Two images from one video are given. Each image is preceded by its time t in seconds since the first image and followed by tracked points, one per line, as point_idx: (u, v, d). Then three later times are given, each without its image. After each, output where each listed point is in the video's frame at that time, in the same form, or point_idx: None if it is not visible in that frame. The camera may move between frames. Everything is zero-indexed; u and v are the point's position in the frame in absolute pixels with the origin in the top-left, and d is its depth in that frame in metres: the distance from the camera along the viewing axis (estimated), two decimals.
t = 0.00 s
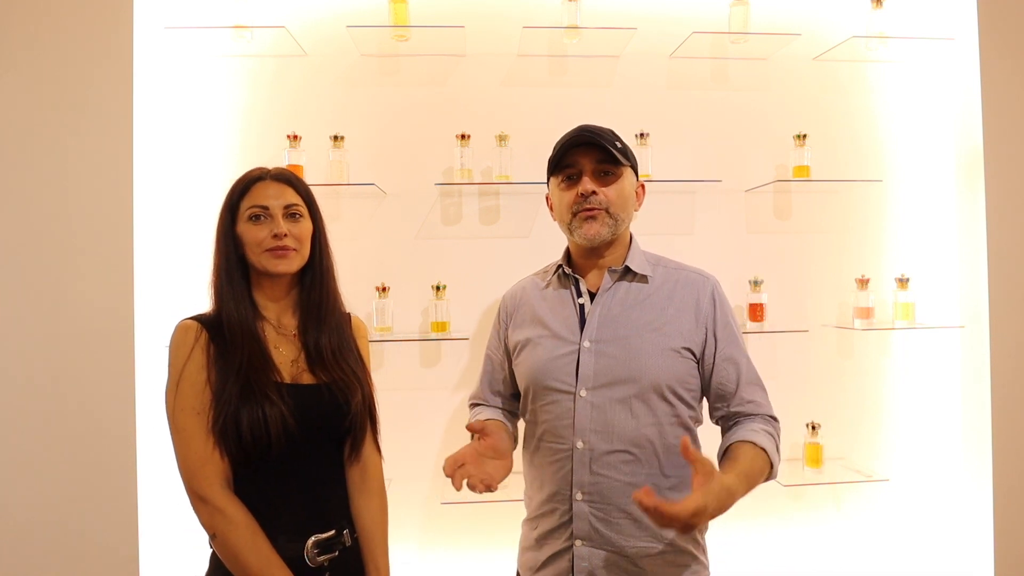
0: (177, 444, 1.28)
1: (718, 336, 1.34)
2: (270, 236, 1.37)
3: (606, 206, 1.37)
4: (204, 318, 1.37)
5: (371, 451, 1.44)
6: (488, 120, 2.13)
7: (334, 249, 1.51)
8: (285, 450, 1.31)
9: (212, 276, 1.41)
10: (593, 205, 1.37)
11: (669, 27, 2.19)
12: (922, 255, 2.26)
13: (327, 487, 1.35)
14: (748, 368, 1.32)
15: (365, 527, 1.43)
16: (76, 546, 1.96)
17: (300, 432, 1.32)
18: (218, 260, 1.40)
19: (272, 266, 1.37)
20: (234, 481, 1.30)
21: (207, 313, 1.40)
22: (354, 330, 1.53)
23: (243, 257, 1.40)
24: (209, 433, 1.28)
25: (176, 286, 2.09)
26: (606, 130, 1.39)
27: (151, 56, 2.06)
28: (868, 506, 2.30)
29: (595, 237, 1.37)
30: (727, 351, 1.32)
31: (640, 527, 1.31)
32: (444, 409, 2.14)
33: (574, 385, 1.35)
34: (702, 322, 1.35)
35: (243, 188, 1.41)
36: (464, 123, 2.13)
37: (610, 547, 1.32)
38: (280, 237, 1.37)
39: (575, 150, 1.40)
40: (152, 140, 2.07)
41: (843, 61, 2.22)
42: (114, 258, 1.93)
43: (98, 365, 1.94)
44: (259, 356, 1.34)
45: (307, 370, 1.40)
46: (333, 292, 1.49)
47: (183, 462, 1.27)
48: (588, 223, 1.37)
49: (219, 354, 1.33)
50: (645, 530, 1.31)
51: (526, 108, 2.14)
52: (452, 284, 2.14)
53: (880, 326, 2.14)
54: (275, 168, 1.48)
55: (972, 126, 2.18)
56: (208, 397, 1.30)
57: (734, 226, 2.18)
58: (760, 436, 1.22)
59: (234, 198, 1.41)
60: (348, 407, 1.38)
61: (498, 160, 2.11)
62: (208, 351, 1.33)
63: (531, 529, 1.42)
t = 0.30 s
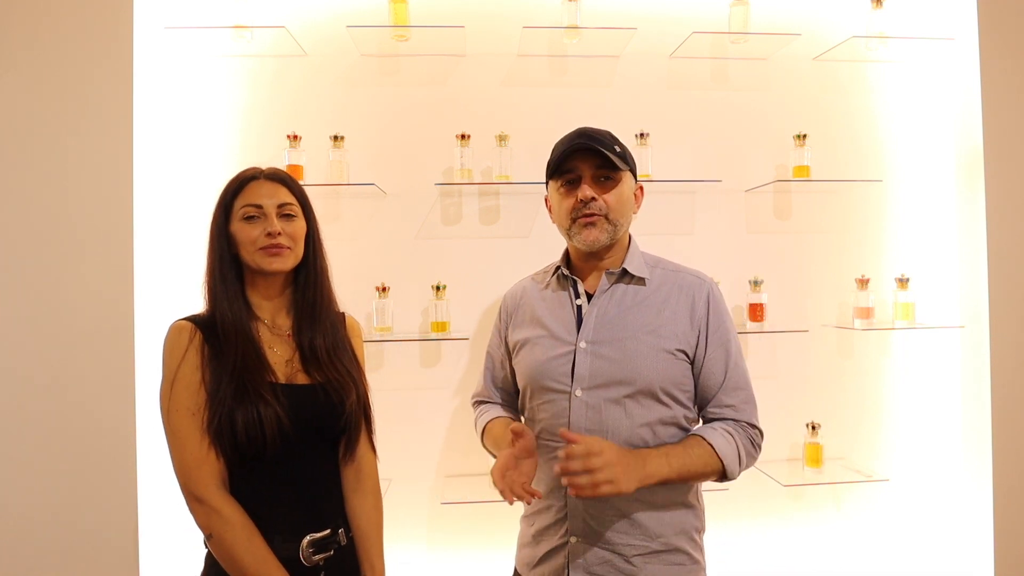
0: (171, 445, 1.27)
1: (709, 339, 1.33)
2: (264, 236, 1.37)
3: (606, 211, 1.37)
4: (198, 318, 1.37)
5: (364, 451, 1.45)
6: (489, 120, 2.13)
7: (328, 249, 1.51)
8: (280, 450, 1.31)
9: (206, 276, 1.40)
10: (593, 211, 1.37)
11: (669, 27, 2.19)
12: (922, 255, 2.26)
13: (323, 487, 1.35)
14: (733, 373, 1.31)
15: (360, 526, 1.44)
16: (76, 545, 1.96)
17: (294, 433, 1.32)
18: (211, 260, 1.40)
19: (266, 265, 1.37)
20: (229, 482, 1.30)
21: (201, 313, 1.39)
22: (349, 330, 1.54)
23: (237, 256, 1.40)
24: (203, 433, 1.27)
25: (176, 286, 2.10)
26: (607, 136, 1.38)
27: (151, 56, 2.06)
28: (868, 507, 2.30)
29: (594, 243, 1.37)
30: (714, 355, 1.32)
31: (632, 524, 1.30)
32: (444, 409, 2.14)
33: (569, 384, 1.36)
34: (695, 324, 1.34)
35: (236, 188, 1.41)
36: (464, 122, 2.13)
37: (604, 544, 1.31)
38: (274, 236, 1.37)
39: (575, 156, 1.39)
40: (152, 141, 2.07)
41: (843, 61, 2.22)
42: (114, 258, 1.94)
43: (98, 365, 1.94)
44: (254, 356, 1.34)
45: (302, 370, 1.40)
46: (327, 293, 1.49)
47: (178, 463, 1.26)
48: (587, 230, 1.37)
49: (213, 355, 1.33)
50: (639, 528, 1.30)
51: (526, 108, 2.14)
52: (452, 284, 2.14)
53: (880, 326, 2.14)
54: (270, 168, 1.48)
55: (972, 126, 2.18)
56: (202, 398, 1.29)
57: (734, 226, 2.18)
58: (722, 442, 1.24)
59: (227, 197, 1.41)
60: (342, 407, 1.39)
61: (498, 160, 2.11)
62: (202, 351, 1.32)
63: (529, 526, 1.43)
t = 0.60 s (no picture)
0: (168, 446, 1.27)
1: (701, 341, 1.32)
2: (262, 236, 1.37)
3: (608, 210, 1.37)
4: (195, 318, 1.37)
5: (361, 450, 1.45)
6: (489, 120, 2.13)
7: (325, 249, 1.51)
8: (278, 451, 1.31)
9: (203, 275, 1.40)
10: (595, 209, 1.37)
11: (670, 27, 2.19)
12: (922, 255, 2.26)
13: (320, 487, 1.35)
14: (722, 376, 1.29)
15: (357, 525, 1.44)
16: (76, 546, 1.96)
17: (293, 433, 1.32)
18: (209, 259, 1.40)
19: (264, 265, 1.37)
20: (226, 482, 1.30)
21: (199, 314, 1.39)
22: (347, 329, 1.54)
23: (235, 254, 1.40)
24: (201, 434, 1.27)
25: (175, 286, 2.10)
26: (612, 136, 1.38)
27: (152, 56, 2.05)
28: (868, 507, 2.30)
29: (595, 240, 1.37)
30: (705, 356, 1.31)
31: (625, 522, 1.30)
32: (444, 409, 2.14)
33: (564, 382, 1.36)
34: (689, 324, 1.34)
35: (233, 187, 1.41)
36: (464, 122, 2.13)
37: (596, 543, 1.31)
38: (271, 236, 1.37)
39: (578, 154, 1.39)
40: (152, 140, 2.07)
41: (843, 61, 2.22)
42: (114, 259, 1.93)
43: (98, 365, 1.94)
44: (251, 355, 1.34)
45: (299, 370, 1.40)
46: (324, 293, 1.49)
47: (175, 464, 1.26)
48: (588, 227, 1.37)
49: (210, 355, 1.32)
50: (632, 526, 1.30)
51: (526, 108, 2.14)
52: (452, 284, 2.14)
53: (880, 327, 2.14)
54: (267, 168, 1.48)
55: (972, 126, 2.18)
56: (200, 398, 1.29)
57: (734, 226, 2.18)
58: (700, 444, 1.23)
59: (224, 195, 1.41)
60: (340, 407, 1.39)
61: (498, 160, 2.11)
62: (199, 352, 1.32)
63: (523, 523, 1.43)
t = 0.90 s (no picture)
0: (168, 444, 1.27)
1: (700, 344, 1.29)
2: (262, 237, 1.37)
3: (608, 213, 1.37)
4: (196, 317, 1.37)
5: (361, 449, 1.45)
6: (489, 120, 2.13)
7: (326, 249, 1.51)
8: (278, 450, 1.31)
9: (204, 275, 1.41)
10: (595, 212, 1.36)
11: (670, 27, 2.19)
12: (921, 255, 2.26)
13: (320, 486, 1.35)
14: (719, 381, 1.26)
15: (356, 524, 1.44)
16: (76, 546, 1.96)
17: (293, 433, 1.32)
18: (210, 259, 1.40)
19: (264, 265, 1.37)
20: (225, 481, 1.30)
21: (200, 313, 1.39)
22: (348, 329, 1.54)
23: (235, 254, 1.40)
24: (201, 433, 1.27)
25: (176, 286, 2.10)
26: (611, 138, 1.38)
27: (151, 56, 2.05)
28: (868, 507, 2.30)
29: (595, 244, 1.37)
30: (703, 360, 1.28)
31: (615, 522, 1.29)
32: (444, 408, 2.15)
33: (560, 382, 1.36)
34: (688, 327, 1.31)
35: (235, 187, 1.41)
36: (464, 123, 2.13)
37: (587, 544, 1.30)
38: (271, 236, 1.37)
39: (576, 157, 1.39)
40: (152, 140, 2.07)
41: (843, 61, 2.22)
42: (114, 259, 1.93)
43: (98, 366, 1.94)
44: (251, 355, 1.34)
45: (300, 370, 1.40)
46: (325, 293, 1.49)
47: (175, 462, 1.26)
48: (588, 230, 1.37)
49: (211, 355, 1.32)
50: (623, 528, 1.29)
51: (526, 108, 2.14)
52: (452, 284, 2.14)
53: (880, 326, 2.14)
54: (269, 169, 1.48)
55: (972, 126, 2.18)
56: (199, 398, 1.29)
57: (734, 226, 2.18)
58: (691, 448, 1.22)
59: (226, 195, 1.41)
60: (340, 407, 1.39)
61: (498, 160, 2.10)
62: (199, 351, 1.32)
63: (525, 518, 1.44)
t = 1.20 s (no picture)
0: (167, 442, 1.28)
1: (715, 349, 1.17)
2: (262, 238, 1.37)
3: (610, 212, 1.27)
4: (196, 317, 1.37)
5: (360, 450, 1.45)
6: (489, 120, 2.13)
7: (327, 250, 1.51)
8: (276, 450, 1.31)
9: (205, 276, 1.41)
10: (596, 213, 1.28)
11: (670, 27, 2.19)
12: (921, 255, 2.26)
13: (317, 486, 1.35)
14: (736, 390, 1.14)
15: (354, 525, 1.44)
16: (76, 546, 1.96)
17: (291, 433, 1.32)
18: (211, 259, 1.41)
19: (263, 266, 1.37)
20: (223, 480, 1.30)
21: (200, 313, 1.40)
22: (348, 330, 1.54)
23: (235, 254, 1.40)
24: (199, 431, 1.28)
25: (176, 287, 2.10)
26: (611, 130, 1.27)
27: (151, 56, 2.05)
28: (868, 507, 2.30)
29: (599, 244, 1.29)
30: (718, 366, 1.17)
31: (624, 540, 1.22)
32: (444, 408, 2.15)
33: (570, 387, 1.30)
34: (704, 329, 1.20)
35: (236, 189, 1.42)
36: (464, 122, 2.13)
37: (589, 557, 1.24)
38: (271, 238, 1.37)
39: (578, 154, 1.31)
40: (153, 140, 2.07)
41: (843, 61, 2.22)
42: (114, 259, 1.93)
43: (98, 365, 1.94)
44: (249, 355, 1.34)
45: (299, 370, 1.40)
46: (325, 295, 1.49)
47: (173, 461, 1.27)
48: (590, 232, 1.30)
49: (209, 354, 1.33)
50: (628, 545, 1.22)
51: (526, 107, 2.14)
52: (452, 284, 2.14)
53: (880, 326, 2.14)
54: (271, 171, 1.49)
55: (972, 126, 2.18)
56: (198, 397, 1.30)
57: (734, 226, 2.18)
58: (699, 462, 1.13)
59: (227, 195, 1.41)
60: (339, 407, 1.39)
61: (498, 160, 2.08)
62: (197, 350, 1.32)
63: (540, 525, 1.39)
